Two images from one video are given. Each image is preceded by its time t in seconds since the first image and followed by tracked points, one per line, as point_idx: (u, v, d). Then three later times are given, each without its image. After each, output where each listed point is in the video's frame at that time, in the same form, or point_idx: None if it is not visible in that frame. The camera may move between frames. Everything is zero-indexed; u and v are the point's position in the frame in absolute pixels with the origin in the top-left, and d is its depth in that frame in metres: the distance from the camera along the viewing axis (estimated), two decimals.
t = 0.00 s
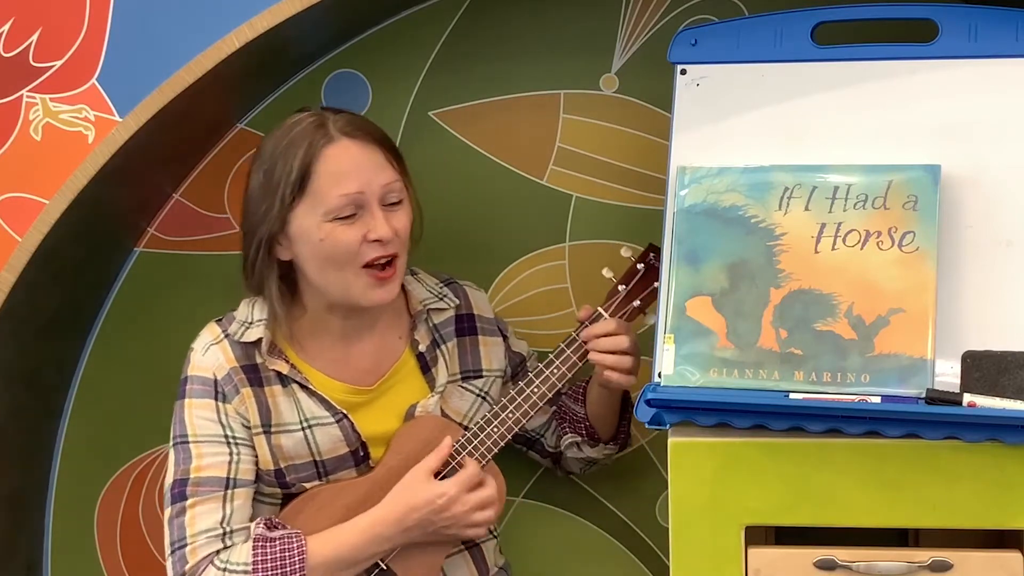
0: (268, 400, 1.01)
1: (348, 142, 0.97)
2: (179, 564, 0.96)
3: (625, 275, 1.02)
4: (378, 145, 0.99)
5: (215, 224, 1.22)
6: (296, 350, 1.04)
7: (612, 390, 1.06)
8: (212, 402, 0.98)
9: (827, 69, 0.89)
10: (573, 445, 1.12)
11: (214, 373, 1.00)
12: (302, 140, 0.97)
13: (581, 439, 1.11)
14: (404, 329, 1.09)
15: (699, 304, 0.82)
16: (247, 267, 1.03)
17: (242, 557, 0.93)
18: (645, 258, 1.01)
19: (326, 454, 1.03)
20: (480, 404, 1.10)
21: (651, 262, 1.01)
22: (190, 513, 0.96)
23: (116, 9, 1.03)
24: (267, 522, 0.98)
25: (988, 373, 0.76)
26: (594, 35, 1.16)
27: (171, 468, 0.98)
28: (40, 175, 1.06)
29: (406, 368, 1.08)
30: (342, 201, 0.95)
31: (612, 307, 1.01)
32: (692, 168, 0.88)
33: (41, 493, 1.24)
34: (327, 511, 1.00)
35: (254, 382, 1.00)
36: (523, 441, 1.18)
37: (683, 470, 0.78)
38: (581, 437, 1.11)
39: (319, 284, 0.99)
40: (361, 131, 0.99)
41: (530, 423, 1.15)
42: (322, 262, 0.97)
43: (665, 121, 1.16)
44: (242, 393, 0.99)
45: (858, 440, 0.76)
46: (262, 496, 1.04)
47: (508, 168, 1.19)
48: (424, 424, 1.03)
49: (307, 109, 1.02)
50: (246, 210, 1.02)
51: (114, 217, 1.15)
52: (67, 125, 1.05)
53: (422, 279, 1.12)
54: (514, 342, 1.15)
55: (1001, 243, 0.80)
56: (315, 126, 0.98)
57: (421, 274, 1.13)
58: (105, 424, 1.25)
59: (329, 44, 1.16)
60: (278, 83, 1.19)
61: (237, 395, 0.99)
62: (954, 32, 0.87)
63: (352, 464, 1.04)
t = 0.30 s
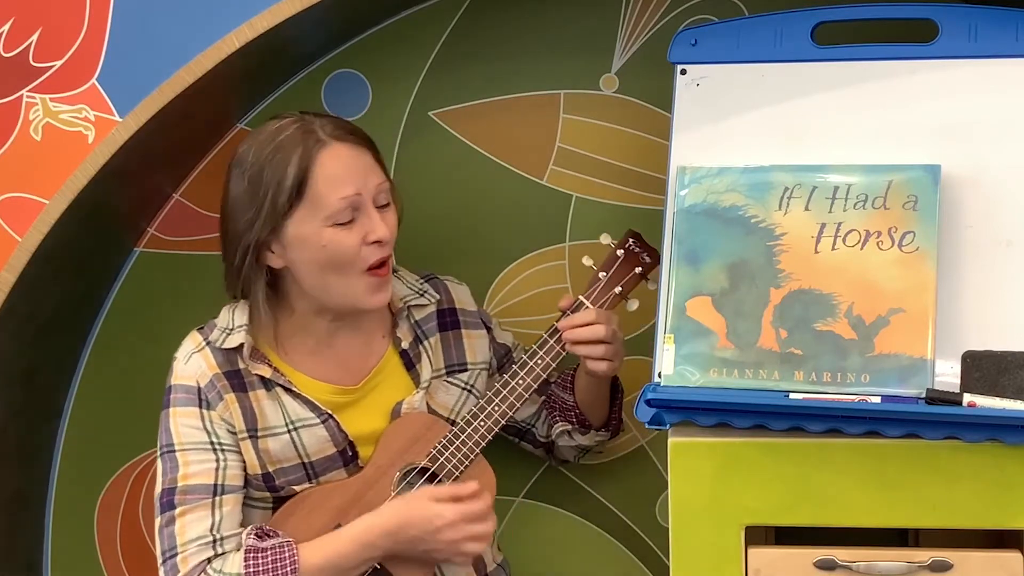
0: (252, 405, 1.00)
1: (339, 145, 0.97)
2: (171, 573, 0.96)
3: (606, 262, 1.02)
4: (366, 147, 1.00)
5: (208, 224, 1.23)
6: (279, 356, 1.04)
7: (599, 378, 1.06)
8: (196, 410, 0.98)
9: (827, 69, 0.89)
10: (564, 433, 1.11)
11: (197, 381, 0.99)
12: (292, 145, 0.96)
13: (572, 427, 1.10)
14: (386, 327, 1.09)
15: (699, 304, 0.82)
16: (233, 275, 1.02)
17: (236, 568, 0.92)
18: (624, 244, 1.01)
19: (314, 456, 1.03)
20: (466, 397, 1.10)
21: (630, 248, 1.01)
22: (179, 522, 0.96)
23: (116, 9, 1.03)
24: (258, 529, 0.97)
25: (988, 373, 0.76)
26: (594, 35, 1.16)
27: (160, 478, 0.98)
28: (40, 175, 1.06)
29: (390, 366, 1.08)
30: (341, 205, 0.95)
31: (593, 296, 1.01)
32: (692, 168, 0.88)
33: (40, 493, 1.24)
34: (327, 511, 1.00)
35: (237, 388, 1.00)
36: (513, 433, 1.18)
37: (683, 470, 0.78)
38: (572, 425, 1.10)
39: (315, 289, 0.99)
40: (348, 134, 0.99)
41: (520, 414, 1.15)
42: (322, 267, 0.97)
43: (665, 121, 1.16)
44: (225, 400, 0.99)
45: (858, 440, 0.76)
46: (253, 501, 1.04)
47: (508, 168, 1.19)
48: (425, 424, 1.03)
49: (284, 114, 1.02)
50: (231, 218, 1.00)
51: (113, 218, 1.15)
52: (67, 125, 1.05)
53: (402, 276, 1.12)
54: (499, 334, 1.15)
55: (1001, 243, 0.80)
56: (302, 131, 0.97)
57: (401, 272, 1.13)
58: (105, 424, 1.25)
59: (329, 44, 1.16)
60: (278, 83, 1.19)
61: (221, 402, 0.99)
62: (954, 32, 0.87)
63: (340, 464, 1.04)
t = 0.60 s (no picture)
0: (247, 408, 1.00)
1: (368, 153, 0.99)
2: None
3: (597, 256, 1.02)
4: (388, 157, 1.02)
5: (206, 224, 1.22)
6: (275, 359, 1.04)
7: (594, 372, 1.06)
8: (191, 414, 0.98)
9: (827, 69, 0.89)
10: (560, 429, 1.11)
11: (191, 385, 0.99)
12: (322, 148, 0.97)
13: (568, 422, 1.10)
14: (378, 327, 1.10)
15: (698, 304, 0.82)
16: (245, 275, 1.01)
17: (229, 563, 0.93)
18: (617, 239, 1.02)
19: (309, 457, 1.02)
20: (460, 394, 1.10)
21: (622, 242, 1.01)
22: (176, 525, 0.95)
23: (116, 9, 1.03)
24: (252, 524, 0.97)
25: (988, 373, 0.76)
26: (594, 35, 1.16)
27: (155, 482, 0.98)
28: (40, 175, 1.06)
29: (383, 365, 1.09)
30: (371, 211, 0.97)
31: (586, 292, 1.02)
32: (692, 168, 0.88)
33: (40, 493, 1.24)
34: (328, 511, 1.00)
35: (231, 391, 1.00)
36: (510, 429, 1.18)
37: (682, 470, 0.78)
38: (567, 421, 1.10)
39: (330, 292, 1.00)
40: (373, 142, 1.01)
41: (516, 410, 1.15)
42: (344, 271, 0.98)
43: (666, 121, 1.16)
44: (220, 403, 0.99)
45: (858, 439, 0.76)
46: (249, 503, 1.04)
47: (507, 168, 1.20)
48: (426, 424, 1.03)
49: (302, 117, 1.02)
50: (246, 216, 0.99)
51: (113, 219, 1.15)
52: (67, 125, 1.05)
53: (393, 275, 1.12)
54: (491, 331, 1.16)
55: (1001, 243, 0.80)
56: (331, 135, 0.99)
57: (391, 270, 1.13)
58: (105, 424, 1.25)
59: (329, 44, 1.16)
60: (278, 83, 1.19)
61: (215, 405, 0.99)
62: (954, 32, 0.87)
63: (337, 464, 1.04)
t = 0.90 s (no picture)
0: (252, 407, 1.00)
1: (380, 158, 0.99)
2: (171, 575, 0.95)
3: (602, 259, 1.02)
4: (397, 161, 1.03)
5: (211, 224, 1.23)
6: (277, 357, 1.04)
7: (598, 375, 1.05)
8: (196, 412, 0.97)
9: (827, 69, 0.89)
10: (563, 433, 1.10)
11: (197, 383, 0.98)
12: (335, 154, 0.97)
13: (571, 426, 1.10)
14: (384, 328, 1.10)
15: (699, 304, 0.82)
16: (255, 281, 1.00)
17: (236, 564, 0.92)
18: (622, 243, 1.02)
19: (313, 457, 1.03)
20: (465, 398, 1.10)
21: (628, 246, 1.02)
22: (179, 523, 0.95)
23: (116, 9, 1.03)
24: (256, 526, 0.97)
25: (988, 373, 0.76)
26: (594, 35, 1.16)
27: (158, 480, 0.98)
28: (40, 175, 1.06)
29: (388, 369, 1.09)
30: (383, 217, 0.97)
31: (590, 294, 1.02)
32: (692, 168, 0.88)
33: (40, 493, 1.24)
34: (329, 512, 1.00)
35: (237, 391, 1.00)
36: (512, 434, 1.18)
37: (682, 469, 0.78)
38: (571, 425, 1.10)
39: (341, 296, 1.00)
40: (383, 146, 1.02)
41: (518, 414, 1.15)
42: (355, 276, 0.98)
43: (666, 121, 1.16)
44: (225, 402, 0.99)
45: (858, 439, 0.76)
46: (252, 502, 1.04)
47: (508, 168, 1.19)
48: (428, 424, 1.03)
49: (311, 121, 1.02)
50: (257, 221, 0.99)
51: (113, 218, 1.15)
52: (67, 125, 1.05)
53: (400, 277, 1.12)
54: (496, 335, 1.15)
55: (1001, 243, 0.80)
56: (343, 140, 0.99)
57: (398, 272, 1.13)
58: (105, 424, 1.25)
59: (329, 44, 1.16)
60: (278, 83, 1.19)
61: (221, 404, 0.98)
62: (954, 32, 0.87)
63: (340, 464, 1.04)
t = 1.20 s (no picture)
0: (256, 406, 1.00)
1: (379, 152, 0.99)
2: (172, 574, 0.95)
3: (608, 262, 1.03)
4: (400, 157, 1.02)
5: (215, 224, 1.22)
6: (280, 352, 1.04)
7: (605, 375, 1.06)
8: (200, 411, 0.97)
9: (828, 69, 0.89)
10: (569, 433, 1.11)
11: (201, 381, 0.98)
12: (334, 145, 0.97)
13: (577, 426, 1.10)
14: (390, 328, 1.10)
15: (699, 304, 0.82)
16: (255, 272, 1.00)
17: (236, 565, 0.92)
18: (628, 245, 1.03)
19: (317, 456, 1.03)
20: (470, 400, 1.10)
21: (634, 248, 1.02)
22: (181, 522, 0.95)
23: (116, 9, 1.03)
24: (258, 526, 0.97)
25: (988, 373, 0.76)
26: (594, 34, 1.16)
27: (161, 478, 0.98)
28: (40, 175, 1.06)
29: (393, 369, 1.09)
30: (378, 209, 0.97)
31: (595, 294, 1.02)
32: (692, 168, 0.88)
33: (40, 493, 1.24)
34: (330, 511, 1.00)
35: (242, 389, 1.00)
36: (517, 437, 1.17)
37: (682, 469, 0.78)
38: (578, 425, 1.10)
39: (337, 291, 0.99)
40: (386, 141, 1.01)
41: (523, 417, 1.15)
42: (350, 268, 0.97)
43: (666, 121, 1.16)
44: (229, 400, 0.99)
45: (858, 439, 0.76)
46: (255, 500, 1.04)
47: (508, 168, 1.19)
48: (428, 424, 1.03)
49: (318, 115, 1.03)
50: (256, 212, 1.00)
51: (113, 217, 1.15)
52: (67, 125, 1.05)
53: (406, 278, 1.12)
54: (502, 336, 1.16)
55: (1001, 243, 0.80)
56: (345, 133, 0.98)
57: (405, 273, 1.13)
58: (105, 423, 1.25)
59: (329, 44, 1.16)
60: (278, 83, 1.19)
61: (225, 402, 0.98)
62: (954, 32, 0.87)
63: (344, 464, 1.04)
